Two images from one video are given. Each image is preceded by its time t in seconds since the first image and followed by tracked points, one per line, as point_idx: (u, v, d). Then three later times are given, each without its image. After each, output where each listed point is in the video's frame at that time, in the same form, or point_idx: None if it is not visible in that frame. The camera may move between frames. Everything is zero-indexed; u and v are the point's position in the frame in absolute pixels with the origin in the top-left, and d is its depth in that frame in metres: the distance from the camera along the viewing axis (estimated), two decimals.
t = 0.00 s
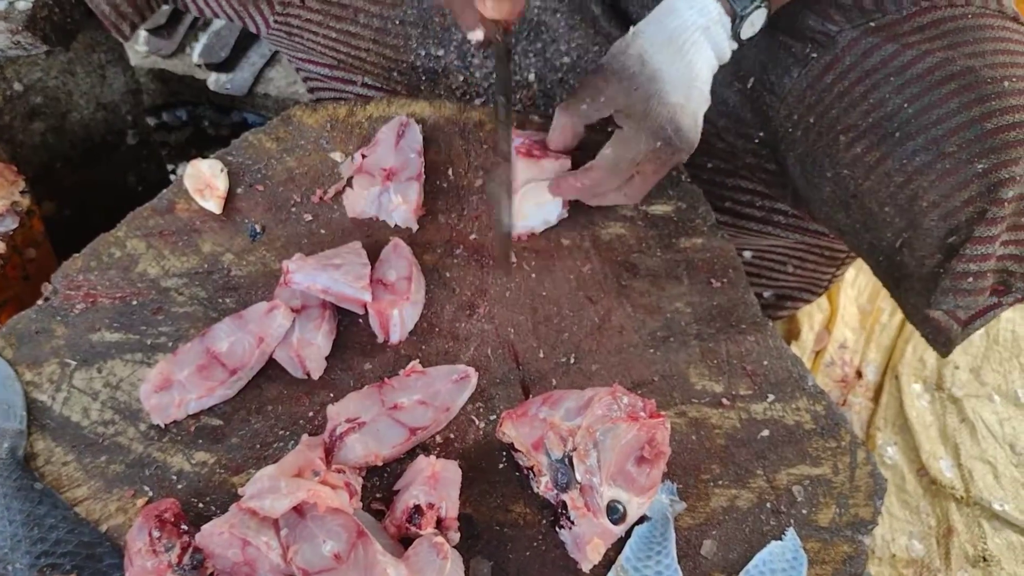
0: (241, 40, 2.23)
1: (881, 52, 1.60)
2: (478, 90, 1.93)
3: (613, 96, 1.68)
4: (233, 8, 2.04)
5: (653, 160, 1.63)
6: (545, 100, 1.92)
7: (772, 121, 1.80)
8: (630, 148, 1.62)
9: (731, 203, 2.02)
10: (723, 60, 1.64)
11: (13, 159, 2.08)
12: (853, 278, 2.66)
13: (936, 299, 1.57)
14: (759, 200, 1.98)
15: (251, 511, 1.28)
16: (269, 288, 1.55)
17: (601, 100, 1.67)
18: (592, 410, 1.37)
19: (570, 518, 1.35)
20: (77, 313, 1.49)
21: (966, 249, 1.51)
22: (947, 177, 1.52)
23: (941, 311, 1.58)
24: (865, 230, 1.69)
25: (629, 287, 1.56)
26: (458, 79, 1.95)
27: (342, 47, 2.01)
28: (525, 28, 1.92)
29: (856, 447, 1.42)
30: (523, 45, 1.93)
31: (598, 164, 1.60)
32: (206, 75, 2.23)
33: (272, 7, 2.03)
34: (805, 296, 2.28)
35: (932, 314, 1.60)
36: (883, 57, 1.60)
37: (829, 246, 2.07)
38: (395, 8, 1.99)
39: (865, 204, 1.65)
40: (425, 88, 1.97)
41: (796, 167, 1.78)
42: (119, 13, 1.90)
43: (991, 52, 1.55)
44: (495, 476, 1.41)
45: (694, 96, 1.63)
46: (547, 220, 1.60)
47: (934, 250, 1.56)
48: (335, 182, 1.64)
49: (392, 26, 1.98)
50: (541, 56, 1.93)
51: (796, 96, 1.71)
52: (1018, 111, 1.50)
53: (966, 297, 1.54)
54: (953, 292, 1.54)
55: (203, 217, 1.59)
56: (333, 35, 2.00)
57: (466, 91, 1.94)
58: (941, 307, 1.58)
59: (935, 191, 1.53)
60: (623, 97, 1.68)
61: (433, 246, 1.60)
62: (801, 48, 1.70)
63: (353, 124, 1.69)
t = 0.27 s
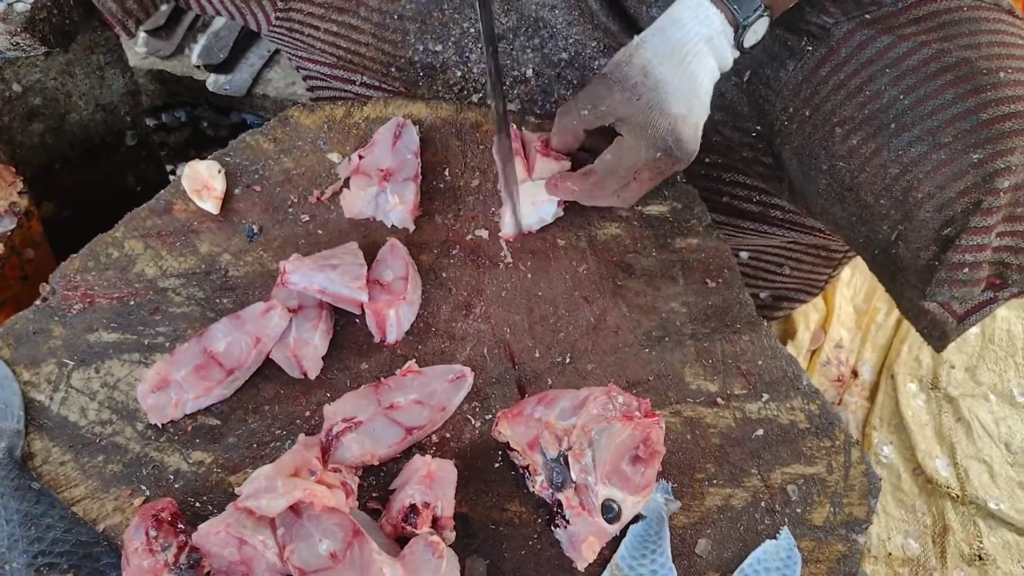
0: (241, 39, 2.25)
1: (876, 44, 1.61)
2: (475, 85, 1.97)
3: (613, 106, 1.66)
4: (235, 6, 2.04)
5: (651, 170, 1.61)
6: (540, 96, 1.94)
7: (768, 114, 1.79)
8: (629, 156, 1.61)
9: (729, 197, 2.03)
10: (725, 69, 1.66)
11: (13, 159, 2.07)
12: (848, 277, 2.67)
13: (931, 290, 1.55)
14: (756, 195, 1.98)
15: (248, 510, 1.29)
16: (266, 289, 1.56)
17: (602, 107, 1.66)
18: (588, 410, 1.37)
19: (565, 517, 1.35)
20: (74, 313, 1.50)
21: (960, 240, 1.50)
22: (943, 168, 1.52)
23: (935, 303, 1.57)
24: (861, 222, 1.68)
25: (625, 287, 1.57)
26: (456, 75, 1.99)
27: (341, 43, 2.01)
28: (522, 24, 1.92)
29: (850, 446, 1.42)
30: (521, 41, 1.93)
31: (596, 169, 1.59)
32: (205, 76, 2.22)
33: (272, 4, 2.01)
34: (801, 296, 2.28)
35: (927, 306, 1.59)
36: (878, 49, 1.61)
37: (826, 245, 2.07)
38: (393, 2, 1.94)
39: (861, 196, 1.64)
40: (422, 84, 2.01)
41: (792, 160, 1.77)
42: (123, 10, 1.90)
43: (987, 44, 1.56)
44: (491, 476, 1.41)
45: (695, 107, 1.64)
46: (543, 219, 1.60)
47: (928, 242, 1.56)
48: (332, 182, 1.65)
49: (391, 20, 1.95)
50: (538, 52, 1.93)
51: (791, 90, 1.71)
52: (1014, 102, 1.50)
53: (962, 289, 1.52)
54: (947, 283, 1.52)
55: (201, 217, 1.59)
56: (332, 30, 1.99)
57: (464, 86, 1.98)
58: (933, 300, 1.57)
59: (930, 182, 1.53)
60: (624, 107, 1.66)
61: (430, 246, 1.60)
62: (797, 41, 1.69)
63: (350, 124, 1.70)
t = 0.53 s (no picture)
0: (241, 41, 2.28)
1: (876, 50, 1.62)
2: (475, 88, 1.99)
3: (614, 105, 1.63)
4: (231, 7, 2.04)
5: (651, 168, 1.62)
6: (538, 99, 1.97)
7: (768, 119, 1.81)
8: (630, 155, 1.59)
9: (726, 199, 2.04)
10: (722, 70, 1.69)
11: (13, 160, 2.06)
12: (846, 276, 2.68)
13: (933, 294, 1.56)
14: (753, 197, 1.99)
15: (247, 510, 1.29)
16: (266, 289, 1.56)
17: (602, 107, 1.63)
18: (586, 409, 1.38)
19: (563, 516, 1.36)
20: (74, 313, 1.51)
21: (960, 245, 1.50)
22: (943, 173, 1.52)
23: (936, 306, 1.59)
24: (862, 226, 1.69)
25: (623, 288, 1.57)
26: (455, 77, 2.00)
27: (340, 44, 2.02)
28: (521, 27, 1.92)
29: (847, 445, 1.43)
30: (519, 43, 1.93)
31: (595, 170, 1.59)
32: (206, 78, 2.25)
33: (271, 5, 2.02)
34: (799, 296, 2.28)
35: (928, 309, 1.61)
36: (878, 54, 1.61)
37: (824, 245, 2.07)
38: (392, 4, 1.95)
39: (862, 201, 1.66)
40: (421, 86, 2.03)
41: (793, 165, 1.79)
42: (122, 11, 1.90)
43: (986, 49, 1.55)
44: (490, 475, 1.42)
45: (695, 108, 1.65)
46: (542, 220, 1.61)
47: (928, 247, 1.56)
48: (332, 183, 1.65)
49: (390, 22, 1.96)
50: (537, 54, 1.94)
51: (791, 94, 1.74)
52: (1012, 108, 1.50)
53: (962, 293, 1.53)
54: (949, 287, 1.54)
55: (201, 218, 1.60)
56: (332, 32, 2.00)
57: (464, 88, 2.00)
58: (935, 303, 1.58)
59: (930, 188, 1.54)
60: (625, 108, 1.63)
61: (429, 247, 1.61)
62: (796, 47, 1.72)
63: (349, 125, 1.71)
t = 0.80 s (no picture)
0: (244, 42, 2.30)
1: (877, 46, 1.59)
2: (478, 86, 1.97)
3: (616, 99, 1.66)
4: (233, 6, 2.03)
5: (657, 159, 1.62)
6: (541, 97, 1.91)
7: (770, 115, 1.80)
8: (633, 148, 1.62)
9: (730, 196, 2.03)
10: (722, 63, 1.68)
11: (15, 160, 2.05)
12: (850, 276, 2.68)
13: (934, 291, 1.53)
14: (757, 195, 1.99)
15: (251, 510, 1.29)
16: (270, 289, 1.56)
17: (603, 101, 1.67)
18: (590, 409, 1.38)
19: (568, 516, 1.35)
20: (78, 313, 1.51)
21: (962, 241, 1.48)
22: (944, 169, 1.49)
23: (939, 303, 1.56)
24: (864, 223, 1.67)
25: (627, 287, 1.57)
26: (458, 75, 1.98)
27: (343, 43, 2.03)
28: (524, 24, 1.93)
29: (852, 445, 1.43)
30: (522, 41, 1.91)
31: (601, 161, 1.61)
32: (206, 78, 2.24)
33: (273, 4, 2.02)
34: (803, 296, 2.28)
35: (930, 306, 1.59)
36: (879, 50, 1.59)
37: (828, 245, 2.06)
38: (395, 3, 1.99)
39: (864, 197, 1.64)
40: (425, 85, 2.01)
41: (793, 161, 1.78)
42: (124, 11, 1.90)
43: (988, 45, 1.53)
44: (494, 475, 1.42)
45: (698, 100, 1.66)
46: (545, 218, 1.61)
47: (931, 243, 1.54)
48: (335, 182, 1.65)
49: (392, 21, 1.99)
50: (540, 52, 1.92)
51: (793, 90, 1.72)
52: (1014, 104, 1.47)
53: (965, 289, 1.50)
54: (951, 283, 1.51)
55: (204, 217, 1.60)
56: (334, 31, 2.02)
57: (466, 86, 1.98)
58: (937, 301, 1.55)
59: (932, 184, 1.51)
60: (627, 100, 1.66)
61: (432, 246, 1.61)
62: (798, 43, 1.70)
63: (353, 125, 1.70)
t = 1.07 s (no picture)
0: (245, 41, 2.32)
1: (875, 45, 1.60)
2: (480, 85, 1.98)
3: (622, 100, 1.64)
4: (236, 7, 2.04)
5: (661, 159, 1.61)
6: (542, 94, 1.97)
7: (768, 117, 1.81)
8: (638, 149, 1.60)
9: (732, 196, 2.03)
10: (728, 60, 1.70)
11: (18, 158, 2.01)
12: (851, 274, 2.68)
13: (931, 290, 1.52)
14: (758, 195, 1.98)
15: (255, 506, 1.29)
16: (273, 287, 1.56)
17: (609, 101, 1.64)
18: (593, 406, 1.38)
19: (571, 513, 1.36)
20: (81, 310, 1.51)
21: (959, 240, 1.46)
22: (943, 168, 1.49)
23: (934, 303, 1.55)
24: (863, 224, 1.67)
25: (630, 285, 1.57)
26: (460, 74, 1.98)
27: (345, 43, 2.02)
28: (525, 24, 1.91)
29: (854, 443, 1.43)
30: (524, 41, 1.92)
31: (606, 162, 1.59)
32: (210, 75, 2.26)
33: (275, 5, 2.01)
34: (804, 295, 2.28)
35: (927, 306, 1.57)
36: (876, 50, 1.60)
37: (829, 245, 2.05)
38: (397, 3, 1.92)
39: (861, 198, 1.65)
40: (426, 84, 2.02)
41: (792, 162, 1.79)
42: (125, 10, 1.92)
43: (984, 43, 1.52)
44: (496, 472, 1.42)
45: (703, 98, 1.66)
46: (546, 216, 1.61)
47: (926, 243, 1.53)
48: (338, 180, 1.65)
49: (396, 21, 1.94)
50: (542, 51, 1.93)
51: (792, 90, 1.73)
52: (1011, 103, 1.45)
53: (961, 289, 1.49)
54: (947, 284, 1.49)
55: (207, 215, 1.60)
56: (337, 31, 2.00)
57: (468, 86, 1.99)
58: (933, 299, 1.54)
59: (928, 184, 1.51)
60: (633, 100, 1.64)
61: (435, 244, 1.61)
62: (797, 44, 1.71)
63: (356, 123, 1.71)
